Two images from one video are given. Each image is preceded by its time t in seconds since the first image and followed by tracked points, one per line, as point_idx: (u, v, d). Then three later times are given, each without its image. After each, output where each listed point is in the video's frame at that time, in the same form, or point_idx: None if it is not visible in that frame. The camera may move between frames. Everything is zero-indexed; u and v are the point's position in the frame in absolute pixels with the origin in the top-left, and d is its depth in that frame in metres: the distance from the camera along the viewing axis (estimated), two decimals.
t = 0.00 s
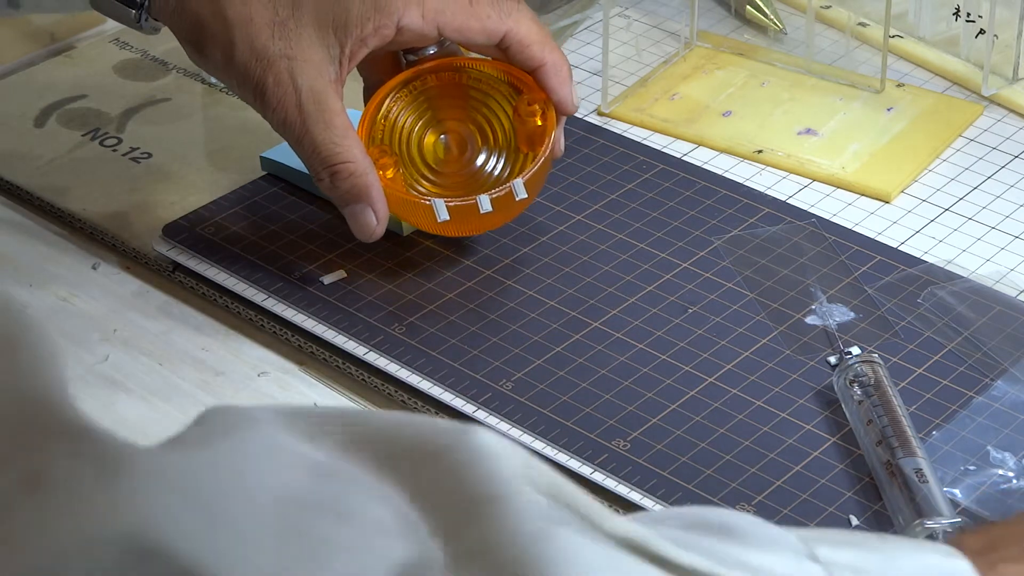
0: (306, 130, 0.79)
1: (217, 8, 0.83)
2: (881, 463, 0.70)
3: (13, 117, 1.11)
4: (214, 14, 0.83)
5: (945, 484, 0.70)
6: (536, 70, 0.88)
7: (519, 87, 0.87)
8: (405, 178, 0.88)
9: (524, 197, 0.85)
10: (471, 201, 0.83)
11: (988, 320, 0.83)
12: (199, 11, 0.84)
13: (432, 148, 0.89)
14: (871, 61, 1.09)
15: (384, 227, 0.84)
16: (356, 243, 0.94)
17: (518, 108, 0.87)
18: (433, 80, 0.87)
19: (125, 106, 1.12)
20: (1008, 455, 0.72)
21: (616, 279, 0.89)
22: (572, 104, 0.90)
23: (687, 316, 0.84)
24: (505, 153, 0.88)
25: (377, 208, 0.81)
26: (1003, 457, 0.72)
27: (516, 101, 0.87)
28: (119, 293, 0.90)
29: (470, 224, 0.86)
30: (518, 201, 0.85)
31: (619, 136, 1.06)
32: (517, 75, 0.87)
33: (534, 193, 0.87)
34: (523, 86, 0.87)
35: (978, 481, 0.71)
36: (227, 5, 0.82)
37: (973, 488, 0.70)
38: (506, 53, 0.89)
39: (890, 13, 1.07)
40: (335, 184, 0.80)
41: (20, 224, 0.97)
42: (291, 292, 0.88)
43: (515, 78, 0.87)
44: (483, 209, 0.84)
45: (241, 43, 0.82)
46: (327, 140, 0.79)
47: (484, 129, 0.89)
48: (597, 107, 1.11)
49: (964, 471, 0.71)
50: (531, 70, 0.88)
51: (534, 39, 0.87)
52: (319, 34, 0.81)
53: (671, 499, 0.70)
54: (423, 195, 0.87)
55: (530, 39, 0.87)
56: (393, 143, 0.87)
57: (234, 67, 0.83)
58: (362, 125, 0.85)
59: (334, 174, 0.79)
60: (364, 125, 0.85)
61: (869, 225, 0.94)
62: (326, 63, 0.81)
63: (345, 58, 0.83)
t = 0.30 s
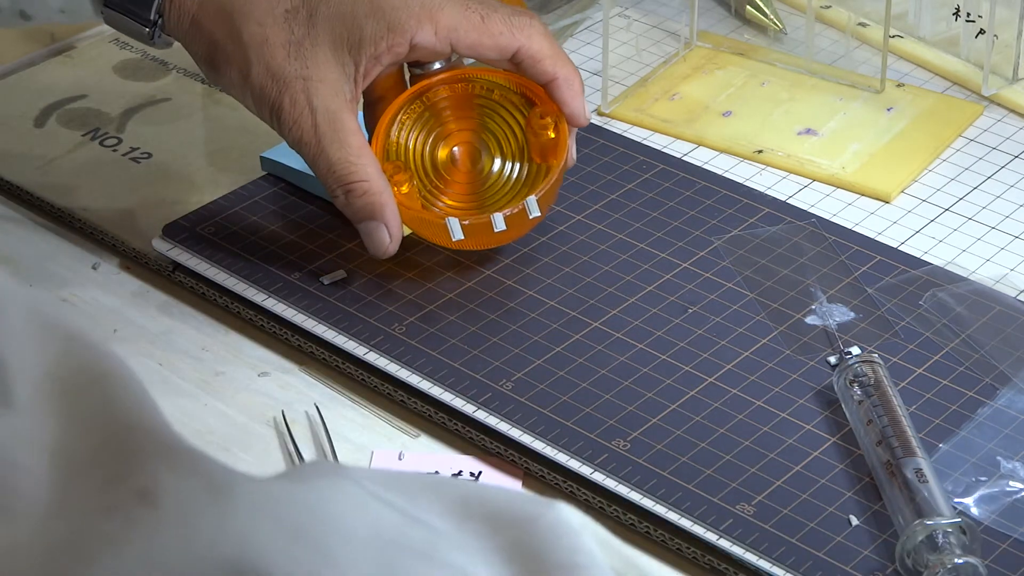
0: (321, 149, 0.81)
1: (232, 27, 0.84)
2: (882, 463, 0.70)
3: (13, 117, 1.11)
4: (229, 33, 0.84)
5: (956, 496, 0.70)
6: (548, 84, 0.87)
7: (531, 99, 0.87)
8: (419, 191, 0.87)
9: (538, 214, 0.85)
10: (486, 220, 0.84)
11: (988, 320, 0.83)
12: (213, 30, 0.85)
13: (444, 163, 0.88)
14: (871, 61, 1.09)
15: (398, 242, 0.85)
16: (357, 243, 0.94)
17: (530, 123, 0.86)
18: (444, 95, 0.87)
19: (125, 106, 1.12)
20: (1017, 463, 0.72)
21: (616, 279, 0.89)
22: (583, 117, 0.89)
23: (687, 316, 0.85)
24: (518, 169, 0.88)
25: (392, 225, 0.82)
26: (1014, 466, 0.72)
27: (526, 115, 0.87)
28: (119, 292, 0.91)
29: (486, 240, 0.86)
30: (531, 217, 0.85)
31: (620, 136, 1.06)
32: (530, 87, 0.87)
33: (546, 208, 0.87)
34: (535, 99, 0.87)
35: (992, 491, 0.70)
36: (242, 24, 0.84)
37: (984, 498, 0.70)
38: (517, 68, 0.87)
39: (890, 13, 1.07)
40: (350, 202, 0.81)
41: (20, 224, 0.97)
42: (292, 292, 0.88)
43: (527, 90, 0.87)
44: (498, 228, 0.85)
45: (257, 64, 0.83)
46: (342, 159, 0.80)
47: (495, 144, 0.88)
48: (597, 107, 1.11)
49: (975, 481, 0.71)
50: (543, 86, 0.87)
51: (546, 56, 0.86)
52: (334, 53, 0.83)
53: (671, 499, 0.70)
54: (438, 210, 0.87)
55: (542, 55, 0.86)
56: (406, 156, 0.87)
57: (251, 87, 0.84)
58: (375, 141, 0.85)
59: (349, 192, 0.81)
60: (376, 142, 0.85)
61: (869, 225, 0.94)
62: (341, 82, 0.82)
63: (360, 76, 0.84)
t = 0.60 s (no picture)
0: (329, 154, 0.82)
1: (234, 38, 0.85)
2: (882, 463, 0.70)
3: (13, 117, 1.11)
4: (232, 45, 0.85)
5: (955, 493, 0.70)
6: (555, 79, 0.86)
7: (537, 95, 0.87)
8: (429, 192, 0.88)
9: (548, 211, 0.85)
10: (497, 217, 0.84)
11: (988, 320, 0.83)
12: (216, 40, 0.86)
13: (452, 162, 0.89)
14: (871, 61, 1.09)
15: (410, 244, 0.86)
16: (357, 243, 0.94)
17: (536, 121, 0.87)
18: (450, 95, 0.88)
19: (125, 106, 1.12)
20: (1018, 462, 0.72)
21: (616, 279, 0.89)
22: (590, 111, 0.87)
23: (687, 316, 0.84)
24: (526, 167, 0.88)
25: (402, 229, 0.82)
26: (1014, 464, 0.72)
27: (532, 113, 0.87)
28: (118, 291, 0.91)
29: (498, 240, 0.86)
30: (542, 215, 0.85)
31: (620, 136, 1.06)
32: (534, 83, 0.87)
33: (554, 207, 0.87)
34: (541, 96, 0.87)
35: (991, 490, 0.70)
36: (244, 35, 0.85)
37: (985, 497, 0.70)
38: (523, 65, 0.87)
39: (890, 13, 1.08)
40: (360, 205, 0.81)
41: (20, 224, 0.97)
42: (292, 292, 0.88)
43: (532, 86, 0.87)
44: (509, 225, 0.84)
45: (261, 71, 0.84)
46: (349, 162, 0.81)
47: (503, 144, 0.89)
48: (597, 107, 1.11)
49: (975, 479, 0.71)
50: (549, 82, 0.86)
51: (550, 51, 0.85)
52: (338, 59, 0.84)
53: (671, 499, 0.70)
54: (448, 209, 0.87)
55: (546, 49, 0.85)
56: (415, 157, 0.88)
57: (257, 94, 0.85)
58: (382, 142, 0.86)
59: (359, 196, 0.81)
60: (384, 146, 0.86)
61: (869, 225, 0.94)
62: (346, 87, 0.83)
63: (365, 79, 0.85)
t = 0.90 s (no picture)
0: (309, 156, 0.73)
1: (215, 41, 0.80)
2: (882, 463, 0.70)
3: (14, 117, 1.11)
4: (213, 49, 0.80)
5: (955, 493, 0.70)
6: (532, 75, 0.78)
7: (515, 90, 0.75)
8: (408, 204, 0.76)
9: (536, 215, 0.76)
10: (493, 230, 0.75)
11: (987, 321, 0.83)
12: (195, 43, 0.81)
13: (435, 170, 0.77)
14: (871, 61, 1.09)
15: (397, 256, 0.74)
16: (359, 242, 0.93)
17: (513, 117, 0.74)
18: (429, 93, 0.75)
19: (125, 106, 1.12)
20: (1017, 461, 0.72)
21: (616, 279, 0.89)
22: (567, 107, 0.78)
23: (687, 316, 0.84)
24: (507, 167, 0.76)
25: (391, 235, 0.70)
26: (1013, 464, 0.72)
27: (512, 108, 0.75)
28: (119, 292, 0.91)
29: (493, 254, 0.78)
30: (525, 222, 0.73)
31: (620, 136, 1.06)
32: (513, 79, 0.75)
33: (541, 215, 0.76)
34: (519, 91, 0.75)
35: (991, 489, 0.71)
36: (225, 37, 0.79)
37: (984, 497, 0.70)
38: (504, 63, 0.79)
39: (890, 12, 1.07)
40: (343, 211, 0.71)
41: (20, 225, 0.98)
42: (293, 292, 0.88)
43: (511, 83, 0.75)
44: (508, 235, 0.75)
45: (241, 74, 0.79)
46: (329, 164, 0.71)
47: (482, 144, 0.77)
48: (597, 107, 1.11)
49: (974, 479, 0.71)
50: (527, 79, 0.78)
51: (530, 46, 0.77)
52: (318, 59, 0.77)
53: (671, 498, 0.70)
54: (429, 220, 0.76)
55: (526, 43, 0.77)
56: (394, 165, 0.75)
57: (237, 100, 0.79)
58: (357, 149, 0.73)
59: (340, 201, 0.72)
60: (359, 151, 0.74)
61: (869, 225, 0.94)
62: (326, 88, 0.76)
63: (347, 81, 0.77)
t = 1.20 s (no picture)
0: (321, 166, 0.73)
1: (222, 52, 0.80)
2: (882, 463, 0.70)
3: (13, 117, 1.11)
4: (221, 60, 0.80)
5: (955, 493, 0.71)
6: (538, 78, 0.79)
7: (519, 92, 0.77)
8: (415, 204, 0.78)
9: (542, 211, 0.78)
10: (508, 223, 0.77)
11: (987, 321, 0.83)
12: (203, 54, 0.81)
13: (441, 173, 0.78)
14: (871, 61, 1.09)
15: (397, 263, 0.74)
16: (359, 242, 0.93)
17: (518, 121, 0.77)
18: (435, 94, 0.77)
19: (125, 106, 1.12)
20: (1018, 462, 0.72)
21: (616, 279, 0.89)
22: (572, 110, 0.80)
23: (687, 316, 0.85)
24: (512, 168, 0.78)
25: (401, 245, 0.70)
26: (1014, 464, 0.72)
27: (516, 111, 0.77)
28: (119, 292, 0.91)
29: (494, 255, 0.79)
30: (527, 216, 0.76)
31: (620, 136, 1.06)
32: (516, 80, 0.77)
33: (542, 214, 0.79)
34: (523, 94, 0.77)
35: (990, 490, 0.71)
36: (233, 48, 0.79)
37: (984, 497, 0.70)
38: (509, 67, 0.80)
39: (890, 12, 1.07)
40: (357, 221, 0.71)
41: (21, 225, 0.98)
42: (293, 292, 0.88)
43: (513, 83, 0.77)
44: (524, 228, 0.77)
45: (250, 83, 0.78)
46: (341, 174, 0.72)
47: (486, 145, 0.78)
48: (597, 107, 1.11)
49: (974, 479, 0.71)
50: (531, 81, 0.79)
51: (535, 50, 0.78)
52: (328, 66, 0.77)
53: (672, 499, 0.70)
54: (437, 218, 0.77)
55: (532, 47, 0.78)
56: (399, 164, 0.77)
57: (247, 109, 0.79)
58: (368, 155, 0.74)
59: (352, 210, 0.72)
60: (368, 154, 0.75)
61: (869, 225, 0.94)
62: (337, 97, 0.76)
63: (357, 89, 0.76)
